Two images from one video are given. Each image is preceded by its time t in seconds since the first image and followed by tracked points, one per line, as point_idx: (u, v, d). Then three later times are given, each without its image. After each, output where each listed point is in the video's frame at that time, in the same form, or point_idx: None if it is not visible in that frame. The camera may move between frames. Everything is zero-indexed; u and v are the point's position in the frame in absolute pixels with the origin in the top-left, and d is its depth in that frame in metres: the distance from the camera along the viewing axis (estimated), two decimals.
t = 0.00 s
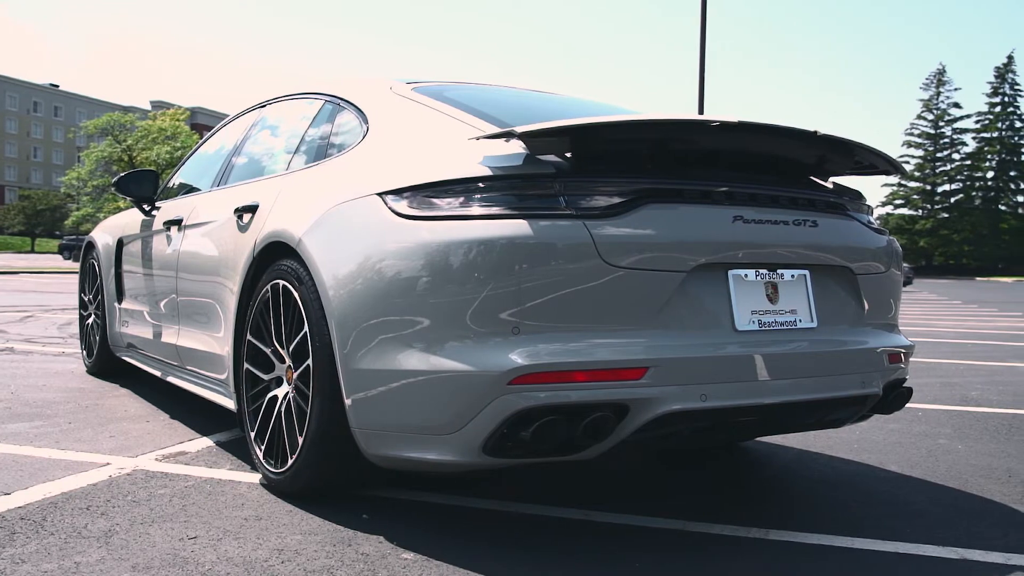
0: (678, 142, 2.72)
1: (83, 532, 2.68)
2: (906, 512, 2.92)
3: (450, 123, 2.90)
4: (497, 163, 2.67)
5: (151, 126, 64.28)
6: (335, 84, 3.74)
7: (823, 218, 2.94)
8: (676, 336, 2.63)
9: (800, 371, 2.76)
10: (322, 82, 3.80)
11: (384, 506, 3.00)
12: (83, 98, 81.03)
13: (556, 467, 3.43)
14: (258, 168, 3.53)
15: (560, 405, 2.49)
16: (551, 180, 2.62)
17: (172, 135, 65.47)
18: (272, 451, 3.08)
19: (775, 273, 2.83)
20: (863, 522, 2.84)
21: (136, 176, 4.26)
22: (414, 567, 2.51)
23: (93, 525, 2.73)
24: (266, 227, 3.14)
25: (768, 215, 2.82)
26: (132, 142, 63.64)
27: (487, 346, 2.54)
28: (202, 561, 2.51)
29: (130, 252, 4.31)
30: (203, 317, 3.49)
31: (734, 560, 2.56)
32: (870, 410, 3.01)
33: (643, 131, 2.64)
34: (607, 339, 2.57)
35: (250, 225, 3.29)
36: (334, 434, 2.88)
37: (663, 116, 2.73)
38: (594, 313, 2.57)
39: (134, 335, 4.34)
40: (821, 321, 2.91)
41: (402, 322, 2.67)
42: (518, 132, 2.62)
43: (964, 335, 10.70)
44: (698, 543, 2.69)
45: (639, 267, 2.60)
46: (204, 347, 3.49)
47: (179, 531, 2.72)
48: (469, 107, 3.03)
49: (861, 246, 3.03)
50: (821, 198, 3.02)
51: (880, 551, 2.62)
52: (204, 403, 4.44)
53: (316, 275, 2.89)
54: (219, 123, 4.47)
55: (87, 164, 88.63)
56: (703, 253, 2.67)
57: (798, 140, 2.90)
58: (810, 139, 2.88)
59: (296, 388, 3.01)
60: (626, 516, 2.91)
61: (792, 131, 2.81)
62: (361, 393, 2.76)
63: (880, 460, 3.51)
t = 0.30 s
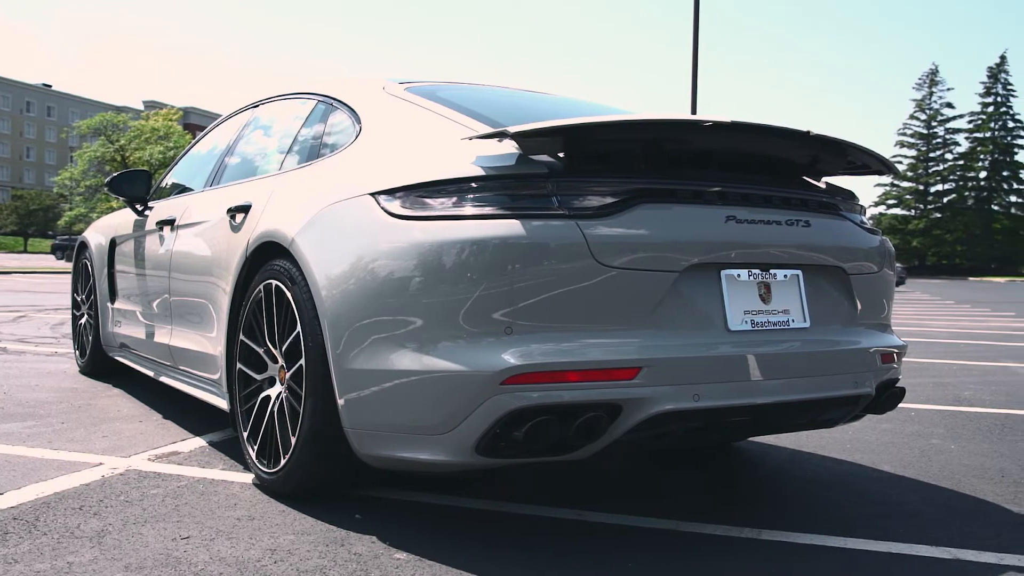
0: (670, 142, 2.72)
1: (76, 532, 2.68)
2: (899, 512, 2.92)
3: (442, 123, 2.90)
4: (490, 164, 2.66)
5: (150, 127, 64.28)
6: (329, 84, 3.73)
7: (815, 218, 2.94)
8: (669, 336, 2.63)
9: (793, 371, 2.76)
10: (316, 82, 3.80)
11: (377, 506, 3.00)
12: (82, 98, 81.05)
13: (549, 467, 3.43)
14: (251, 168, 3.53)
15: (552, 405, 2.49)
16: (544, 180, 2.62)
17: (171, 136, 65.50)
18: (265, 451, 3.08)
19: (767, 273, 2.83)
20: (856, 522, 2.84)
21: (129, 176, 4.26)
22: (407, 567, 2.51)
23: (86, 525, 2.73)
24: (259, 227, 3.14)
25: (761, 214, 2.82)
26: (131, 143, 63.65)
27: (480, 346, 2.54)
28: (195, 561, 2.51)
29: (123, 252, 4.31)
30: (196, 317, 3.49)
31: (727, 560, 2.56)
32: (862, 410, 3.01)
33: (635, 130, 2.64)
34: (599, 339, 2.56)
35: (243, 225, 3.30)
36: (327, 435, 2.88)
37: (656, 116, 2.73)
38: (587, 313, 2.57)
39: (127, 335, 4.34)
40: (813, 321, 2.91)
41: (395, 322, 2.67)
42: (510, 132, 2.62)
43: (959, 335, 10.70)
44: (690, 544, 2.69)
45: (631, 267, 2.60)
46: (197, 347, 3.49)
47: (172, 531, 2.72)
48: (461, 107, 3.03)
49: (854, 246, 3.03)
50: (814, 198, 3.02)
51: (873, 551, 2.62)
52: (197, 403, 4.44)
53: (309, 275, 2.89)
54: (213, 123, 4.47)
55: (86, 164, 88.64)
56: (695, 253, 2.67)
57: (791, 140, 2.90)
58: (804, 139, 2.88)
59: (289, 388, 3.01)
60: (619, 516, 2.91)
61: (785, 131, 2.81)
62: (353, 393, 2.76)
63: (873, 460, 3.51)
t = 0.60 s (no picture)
0: (663, 142, 2.71)
1: (69, 532, 2.68)
2: (892, 512, 2.92)
3: (434, 123, 2.90)
4: (482, 163, 2.66)
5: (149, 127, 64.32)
6: (323, 83, 3.73)
7: (808, 218, 2.95)
8: (661, 336, 2.63)
9: (785, 371, 2.76)
10: (310, 82, 3.80)
11: (370, 506, 3.00)
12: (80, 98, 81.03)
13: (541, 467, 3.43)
14: (244, 168, 3.53)
15: (545, 405, 2.49)
16: (536, 181, 2.62)
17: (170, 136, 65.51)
18: (257, 450, 3.08)
19: (760, 273, 2.83)
20: (849, 522, 2.84)
21: (121, 176, 4.26)
22: (399, 567, 2.51)
23: (79, 525, 2.73)
24: (251, 227, 3.14)
25: (753, 215, 2.82)
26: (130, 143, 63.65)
27: (473, 346, 2.54)
28: (188, 561, 2.51)
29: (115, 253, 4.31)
30: (189, 317, 3.49)
31: (719, 560, 2.56)
32: (855, 410, 3.01)
33: (627, 131, 2.64)
34: (592, 339, 2.56)
35: (236, 225, 3.30)
36: (320, 435, 2.88)
37: (649, 116, 2.73)
38: (579, 314, 2.57)
39: (120, 335, 4.34)
40: (806, 321, 2.91)
41: (387, 322, 2.67)
42: (503, 132, 2.62)
43: (953, 335, 10.72)
44: (682, 544, 2.69)
45: (623, 267, 2.60)
46: (190, 347, 3.49)
47: (164, 531, 2.72)
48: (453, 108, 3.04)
49: (846, 246, 3.03)
50: (807, 198, 3.02)
51: (866, 551, 2.62)
52: (190, 403, 4.44)
53: (302, 275, 2.89)
54: (206, 123, 4.48)
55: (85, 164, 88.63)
56: (687, 254, 2.67)
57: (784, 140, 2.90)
58: (796, 140, 2.88)
59: (282, 388, 3.00)
60: (612, 516, 2.91)
61: (778, 131, 2.81)
62: (346, 393, 2.76)
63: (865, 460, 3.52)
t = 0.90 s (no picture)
0: (656, 142, 2.71)
1: (62, 532, 2.68)
2: (885, 512, 2.93)
3: (427, 123, 2.90)
4: (475, 164, 2.66)
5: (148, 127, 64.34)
6: (316, 83, 3.74)
7: (801, 218, 2.95)
8: (653, 336, 2.63)
9: (778, 371, 2.76)
10: (303, 82, 3.81)
11: (364, 506, 3.00)
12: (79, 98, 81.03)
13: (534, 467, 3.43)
14: (236, 168, 3.53)
15: (537, 405, 2.48)
16: (529, 181, 2.62)
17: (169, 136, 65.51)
18: (250, 450, 3.08)
19: (753, 273, 2.83)
20: (842, 522, 2.84)
21: (114, 176, 4.26)
22: (391, 567, 2.51)
23: (72, 525, 2.73)
24: (244, 227, 3.14)
25: (747, 215, 2.82)
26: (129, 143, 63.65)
27: (466, 346, 2.54)
28: (180, 561, 2.51)
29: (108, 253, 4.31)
30: (182, 317, 3.50)
31: (711, 559, 2.56)
32: (847, 410, 3.01)
33: (620, 131, 2.64)
34: (584, 339, 2.56)
35: (228, 225, 3.30)
36: (313, 435, 2.88)
37: (642, 116, 2.73)
38: (572, 314, 2.57)
39: (113, 335, 4.34)
40: (799, 321, 2.91)
41: (380, 322, 2.67)
42: (496, 132, 2.62)
43: (947, 335, 10.73)
44: (675, 544, 2.69)
45: (615, 267, 2.60)
46: (182, 347, 3.49)
47: (157, 531, 2.72)
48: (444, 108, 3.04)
49: (839, 246, 3.04)
50: (799, 198, 3.02)
51: (859, 551, 2.62)
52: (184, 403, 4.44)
53: (295, 275, 2.89)
54: (199, 124, 4.48)
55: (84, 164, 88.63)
56: (680, 254, 2.67)
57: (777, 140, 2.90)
58: (789, 140, 2.89)
59: (275, 388, 3.00)
60: (606, 516, 2.91)
61: (771, 131, 2.81)
62: (339, 393, 2.76)
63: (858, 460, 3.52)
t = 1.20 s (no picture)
0: (649, 142, 2.71)
1: (54, 532, 2.68)
2: (878, 511, 2.93)
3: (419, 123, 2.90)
4: (467, 164, 2.66)
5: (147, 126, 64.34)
6: (311, 83, 3.73)
7: (794, 218, 2.95)
8: (645, 336, 2.62)
9: (770, 371, 2.76)
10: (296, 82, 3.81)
11: (357, 506, 3.00)
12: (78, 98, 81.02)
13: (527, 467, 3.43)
14: (229, 168, 3.53)
15: (530, 405, 2.48)
16: (521, 181, 2.61)
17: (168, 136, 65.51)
18: (243, 450, 3.08)
19: (746, 273, 2.83)
20: (835, 522, 2.84)
21: (107, 176, 4.26)
22: (384, 567, 2.51)
23: (64, 525, 2.73)
24: (237, 227, 3.14)
25: (740, 215, 2.82)
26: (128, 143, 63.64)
27: (458, 346, 2.54)
28: (173, 561, 2.51)
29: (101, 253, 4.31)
30: (174, 317, 3.50)
31: (704, 560, 2.56)
32: (840, 410, 3.01)
33: (612, 131, 2.64)
34: (576, 339, 2.56)
35: (221, 225, 3.30)
36: (306, 435, 2.87)
37: (635, 115, 2.73)
38: (564, 314, 2.57)
39: (105, 335, 4.34)
40: (792, 321, 2.91)
41: (373, 322, 2.67)
42: (488, 132, 2.62)
43: (942, 335, 10.74)
44: (668, 544, 2.69)
45: (607, 266, 2.60)
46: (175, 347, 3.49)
47: (150, 531, 2.72)
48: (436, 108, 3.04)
49: (831, 246, 3.04)
50: (792, 198, 3.02)
51: (852, 551, 2.62)
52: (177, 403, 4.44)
53: (288, 275, 2.89)
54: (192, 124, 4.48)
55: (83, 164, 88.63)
56: (672, 254, 2.67)
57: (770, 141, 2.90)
58: (781, 140, 2.89)
59: (268, 388, 3.00)
60: (599, 516, 2.91)
61: (764, 132, 2.81)
62: (332, 392, 2.76)
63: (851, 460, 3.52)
